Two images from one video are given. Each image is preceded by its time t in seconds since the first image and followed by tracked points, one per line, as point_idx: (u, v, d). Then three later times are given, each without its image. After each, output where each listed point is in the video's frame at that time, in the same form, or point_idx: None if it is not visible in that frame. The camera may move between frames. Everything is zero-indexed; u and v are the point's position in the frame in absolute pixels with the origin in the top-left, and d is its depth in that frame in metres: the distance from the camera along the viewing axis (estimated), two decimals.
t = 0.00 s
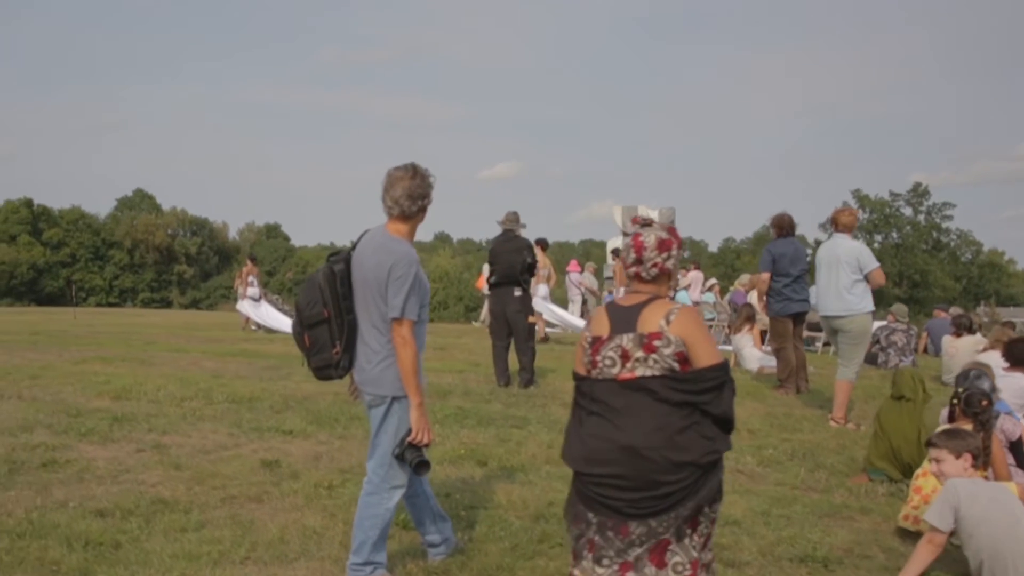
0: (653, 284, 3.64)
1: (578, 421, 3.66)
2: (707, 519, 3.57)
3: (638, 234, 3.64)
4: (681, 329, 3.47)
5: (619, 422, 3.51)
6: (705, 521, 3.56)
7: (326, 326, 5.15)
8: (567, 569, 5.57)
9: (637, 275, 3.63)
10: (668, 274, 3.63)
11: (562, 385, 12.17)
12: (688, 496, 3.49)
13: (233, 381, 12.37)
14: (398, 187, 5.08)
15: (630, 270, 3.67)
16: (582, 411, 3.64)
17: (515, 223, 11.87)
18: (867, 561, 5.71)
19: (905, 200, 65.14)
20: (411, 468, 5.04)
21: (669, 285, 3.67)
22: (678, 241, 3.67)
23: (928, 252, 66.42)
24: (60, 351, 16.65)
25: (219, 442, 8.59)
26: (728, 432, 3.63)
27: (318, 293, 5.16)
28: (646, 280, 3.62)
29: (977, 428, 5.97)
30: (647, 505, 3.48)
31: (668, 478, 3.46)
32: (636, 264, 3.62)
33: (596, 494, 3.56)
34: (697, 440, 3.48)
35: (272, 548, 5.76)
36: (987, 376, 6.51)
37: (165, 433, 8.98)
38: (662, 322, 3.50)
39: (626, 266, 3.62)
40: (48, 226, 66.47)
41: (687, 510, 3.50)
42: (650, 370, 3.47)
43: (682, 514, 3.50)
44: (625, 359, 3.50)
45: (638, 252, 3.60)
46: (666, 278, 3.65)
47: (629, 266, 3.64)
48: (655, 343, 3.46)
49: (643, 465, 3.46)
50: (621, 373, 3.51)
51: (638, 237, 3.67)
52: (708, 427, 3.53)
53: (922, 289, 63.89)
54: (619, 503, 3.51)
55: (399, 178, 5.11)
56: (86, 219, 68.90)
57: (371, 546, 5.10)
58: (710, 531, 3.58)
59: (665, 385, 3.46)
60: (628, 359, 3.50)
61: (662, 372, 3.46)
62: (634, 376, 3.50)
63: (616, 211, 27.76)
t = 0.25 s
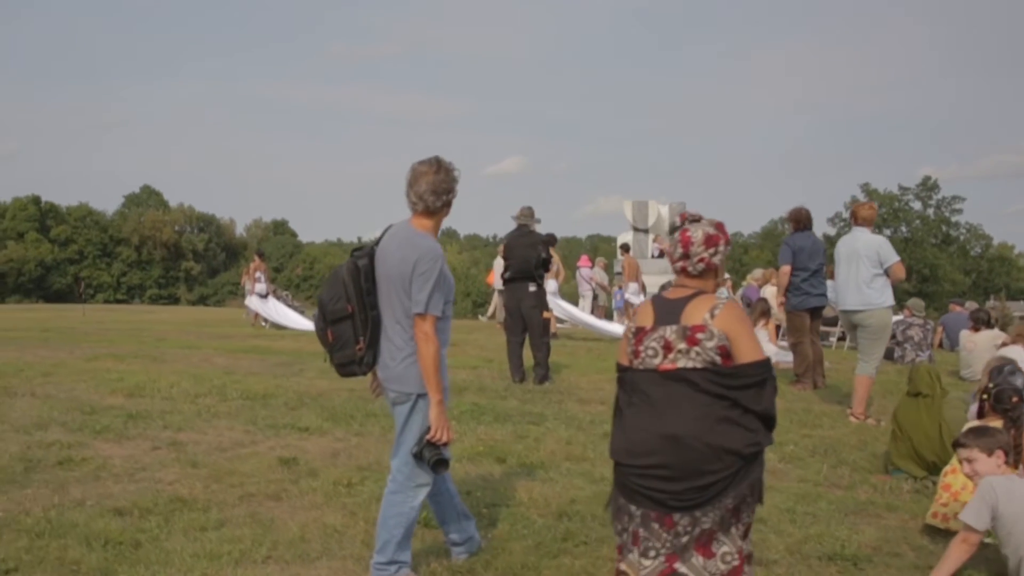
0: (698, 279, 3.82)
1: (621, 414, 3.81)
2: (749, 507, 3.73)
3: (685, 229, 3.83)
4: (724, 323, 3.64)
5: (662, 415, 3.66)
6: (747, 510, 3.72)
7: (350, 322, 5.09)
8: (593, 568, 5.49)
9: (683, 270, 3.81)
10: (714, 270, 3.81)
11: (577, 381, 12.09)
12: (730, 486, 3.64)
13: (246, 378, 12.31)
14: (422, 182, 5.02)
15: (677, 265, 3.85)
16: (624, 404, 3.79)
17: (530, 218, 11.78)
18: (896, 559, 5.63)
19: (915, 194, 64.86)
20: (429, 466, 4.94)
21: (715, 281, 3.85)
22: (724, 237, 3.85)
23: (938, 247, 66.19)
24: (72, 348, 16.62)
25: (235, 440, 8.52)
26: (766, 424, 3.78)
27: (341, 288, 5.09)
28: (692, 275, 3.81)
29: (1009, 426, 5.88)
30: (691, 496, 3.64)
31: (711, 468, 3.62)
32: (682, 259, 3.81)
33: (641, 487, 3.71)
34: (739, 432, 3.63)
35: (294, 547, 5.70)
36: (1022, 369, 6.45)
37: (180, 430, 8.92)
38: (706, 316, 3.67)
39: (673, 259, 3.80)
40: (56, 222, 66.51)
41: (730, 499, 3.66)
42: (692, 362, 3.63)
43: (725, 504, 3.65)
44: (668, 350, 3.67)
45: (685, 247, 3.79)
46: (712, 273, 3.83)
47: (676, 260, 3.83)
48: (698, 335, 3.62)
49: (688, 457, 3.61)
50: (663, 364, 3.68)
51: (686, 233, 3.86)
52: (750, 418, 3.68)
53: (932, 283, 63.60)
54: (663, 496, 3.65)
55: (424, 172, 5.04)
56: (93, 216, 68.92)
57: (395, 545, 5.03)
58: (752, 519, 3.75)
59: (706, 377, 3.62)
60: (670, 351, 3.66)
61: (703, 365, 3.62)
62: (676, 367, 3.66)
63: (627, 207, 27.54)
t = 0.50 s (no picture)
0: (743, 268, 3.91)
1: (663, 401, 3.90)
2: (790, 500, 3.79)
3: (730, 219, 3.92)
4: (772, 312, 3.71)
5: (705, 402, 3.74)
6: (788, 502, 3.79)
7: (376, 316, 5.02)
8: (619, 568, 5.40)
9: (728, 258, 3.90)
10: (758, 259, 3.89)
11: (592, 377, 12.02)
12: (771, 477, 3.72)
13: (260, 373, 12.25)
14: (448, 175, 4.95)
15: (721, 254, 3.95)
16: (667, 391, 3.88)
17: (545, 213, 11.70)
18: (926, 558, 5.55)
19: (924, 189, 64.59)
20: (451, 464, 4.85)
21: (760, 271, 3.93)
22: (769, 227, 3.94)
23: (947, 242, 65.93)
24: (84, 343, 16.58)
25: (251, 435, 8.46)
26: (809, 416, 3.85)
27: (366, 282, 5.02)
28: (736, 263, 3.90)
29: None
30: (732, 485, 3.71)
31: (753, 456, 3.69)
32: (727, 248, 3.90)
33: (681, 474, 3.79)
34: (781, 422, 3.71)
35: (315, 545, 5.62)
36: None
37: (196, 426, 8.87)
38: (753, 305, 3.74)
39: (718, 248, 3.90)
40: (64, 218, 66.52)
41: (771, 490, 3.73)
42: (738, 350, 3.70)
43: (766, 493, 3.73)
44: (713, 337, 3.74)
45: (730, 236, 3.89)
46: (756, 262, 3.92)
47: (720, 249, 3.92)
48: (745, 324, 3.70)
49: (729, 444, 3.70)
50: (707, 351, 3.75)
51: (730, 223, 3.95)
52: (793, 410, 3.75)
53: (941, 278, 63.32)
54: (703, 484, 3.74)
55: (450, 165, 4.97)
56: (101, 211, 68.94)
57: (421, 543, 4.96)
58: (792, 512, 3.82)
59: (751, 365, 3.70)
60: (716, 338, 3.73)
61: (749, 353, 3.70)
62: (721, 355, 3.74)
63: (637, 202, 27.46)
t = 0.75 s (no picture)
0: (784, 257, 4.05)
1: (705, 393, 4.04)
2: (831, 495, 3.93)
3: (771, 210, 4.05)
4: (819, 303, 3.87)
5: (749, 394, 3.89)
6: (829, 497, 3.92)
7: (401, 312, 4.94)
8: (647, 567, 5.33)
9: (768, 247, 4.04)
10: (798, 247, 4.04)
11: (608, 374, 11.94)
12: (813, 470, 3.86)
13: (274, 370, 12.19)
14: (473, 170, 4.87)
15: (762, 243, 4.08)
16: (708, 382, 4.02)
17: (561, 209, 11.62)
18: (957, 558, 5.47)
19: (934, 185, 64.27)
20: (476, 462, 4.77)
21: (798, 259, 4.08)
22: (808, 216, 4.08)
23: (956, 239, 65.61)
24: (95, 340, 16.52)
25: (268, 433, 8.40)
26: (851, 411, 4.00)
27: (392, 277, 4.95)
28: (777, 252, 4.04)
29: None
30: (775, 477, 3.85)
31: (798, 449, 3.84)
32: (768, 237, 4.03)
33: (725, 465, 3.93)
34: (825, 416, 3.86)
35: (338, 544, 5.55)
36: None
37: (212, 423, 8.81)
38: (799, 296, 3.90)
39: (760, 238, 4.04)
40: (72, 214, 66.52)
41: (813, 483, 3.87)
42: (785, 341, 3.86)
43: (808, 486, 3.86)
44: (760, 328, 3.89)
45: (771, 226, 4.02)
46: (796, 251, 4.06)
47: (762, 239, 4.05)
48: (793, 315, 3.85)
49: (774, 435, 3.84)
50: (752, 341, 3.90)
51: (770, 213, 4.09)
52: (836, 404, 3.90)
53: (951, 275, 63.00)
54: (746, 476, 3.88)
55: (475, 160, 4.89)
56: (109, 207, 68.94)
57: (447, 543, 4.89)
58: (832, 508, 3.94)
59: (798, 356, 3.85)
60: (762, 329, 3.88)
61: (796, 344, 3.85)
62: (767, 345, 3.89)
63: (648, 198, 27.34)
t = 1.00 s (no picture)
0: (822, 252, 4.16)
1: (746, 387, 4.14)
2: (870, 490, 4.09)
3: (808, 206, 4.16)
4: (864, 298, 4.01)
5: (794, 393, 4.01)
6: (868, 493, 4.09)
7: (427, 311, 4.89)
8: (675, 569, 5.27)
9: (807, 243, 4.15)
10: (835, 242, 4.16)
11: (623, 372, 11.87)
12: (854, 467, 4.01)
13: (287, 369, 12.13)
14: (499, 168, 4.77)
15: (799, 238, 4.18)
16: (751, 376, 4.12)
17: (577, 207, 11.55)
18: (989, 560, 5.39)
19: (943, 182, 63.93)
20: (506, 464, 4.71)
21: (834, 252, 4.20)
22: (842, 211, 4.21)
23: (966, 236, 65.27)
24: (107, 338, 16.47)
25: (285, 432, 8.34)
26: (891, 405, 4.15)
27: (417, 276, 4.89)
28: (815, 247, 4.15)
29: None
30: (817, 473, 4.01)
31: (840, 446, 3.99)
32: (807, 232, 4.14)
33: (767, 462, 4.07)
34: (867, 415, 4.01)
35: (361, 546, 5.49)
36: None
37: (228, 423, 8.75)
38: (843, 292, 4.03)
39: (799, 234, 4.14)
40: (80, 212, 66.51)
41: (853, 479, 4.03)
42: (831, 336, 3.99)
43: (849, 483, 4.03)
44: (805, 323, 4.01)
45: (811, 222, 4.12)
46: (832, 245, 4.18)
47: (800, 234, 4.16)
48: (839, 310, 3.98)
49: (818, 433, 3.98)
50: (797, 336, 4.02)
51: (806, 209, 4.19)
52: (877, 402, 4.05)
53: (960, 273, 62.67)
54: (788, 473, 4.04)
55: (501, 157, 4.78)
56: (117, 206, 68.93)
57: (473, 546, 4.82)
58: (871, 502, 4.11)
59: (843, 353, 3.99)
60: (808, 324, 4.00)
61: (841, 339, 3.99)
62: (812, 340, 4.01)
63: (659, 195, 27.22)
